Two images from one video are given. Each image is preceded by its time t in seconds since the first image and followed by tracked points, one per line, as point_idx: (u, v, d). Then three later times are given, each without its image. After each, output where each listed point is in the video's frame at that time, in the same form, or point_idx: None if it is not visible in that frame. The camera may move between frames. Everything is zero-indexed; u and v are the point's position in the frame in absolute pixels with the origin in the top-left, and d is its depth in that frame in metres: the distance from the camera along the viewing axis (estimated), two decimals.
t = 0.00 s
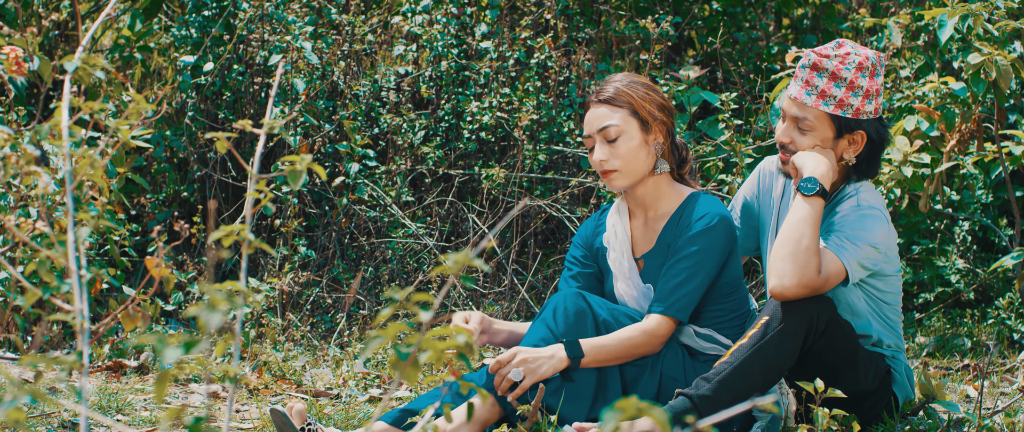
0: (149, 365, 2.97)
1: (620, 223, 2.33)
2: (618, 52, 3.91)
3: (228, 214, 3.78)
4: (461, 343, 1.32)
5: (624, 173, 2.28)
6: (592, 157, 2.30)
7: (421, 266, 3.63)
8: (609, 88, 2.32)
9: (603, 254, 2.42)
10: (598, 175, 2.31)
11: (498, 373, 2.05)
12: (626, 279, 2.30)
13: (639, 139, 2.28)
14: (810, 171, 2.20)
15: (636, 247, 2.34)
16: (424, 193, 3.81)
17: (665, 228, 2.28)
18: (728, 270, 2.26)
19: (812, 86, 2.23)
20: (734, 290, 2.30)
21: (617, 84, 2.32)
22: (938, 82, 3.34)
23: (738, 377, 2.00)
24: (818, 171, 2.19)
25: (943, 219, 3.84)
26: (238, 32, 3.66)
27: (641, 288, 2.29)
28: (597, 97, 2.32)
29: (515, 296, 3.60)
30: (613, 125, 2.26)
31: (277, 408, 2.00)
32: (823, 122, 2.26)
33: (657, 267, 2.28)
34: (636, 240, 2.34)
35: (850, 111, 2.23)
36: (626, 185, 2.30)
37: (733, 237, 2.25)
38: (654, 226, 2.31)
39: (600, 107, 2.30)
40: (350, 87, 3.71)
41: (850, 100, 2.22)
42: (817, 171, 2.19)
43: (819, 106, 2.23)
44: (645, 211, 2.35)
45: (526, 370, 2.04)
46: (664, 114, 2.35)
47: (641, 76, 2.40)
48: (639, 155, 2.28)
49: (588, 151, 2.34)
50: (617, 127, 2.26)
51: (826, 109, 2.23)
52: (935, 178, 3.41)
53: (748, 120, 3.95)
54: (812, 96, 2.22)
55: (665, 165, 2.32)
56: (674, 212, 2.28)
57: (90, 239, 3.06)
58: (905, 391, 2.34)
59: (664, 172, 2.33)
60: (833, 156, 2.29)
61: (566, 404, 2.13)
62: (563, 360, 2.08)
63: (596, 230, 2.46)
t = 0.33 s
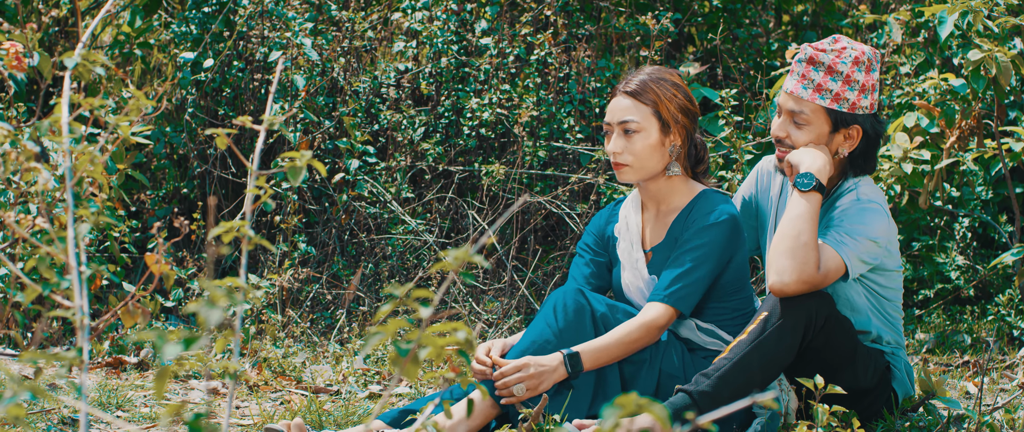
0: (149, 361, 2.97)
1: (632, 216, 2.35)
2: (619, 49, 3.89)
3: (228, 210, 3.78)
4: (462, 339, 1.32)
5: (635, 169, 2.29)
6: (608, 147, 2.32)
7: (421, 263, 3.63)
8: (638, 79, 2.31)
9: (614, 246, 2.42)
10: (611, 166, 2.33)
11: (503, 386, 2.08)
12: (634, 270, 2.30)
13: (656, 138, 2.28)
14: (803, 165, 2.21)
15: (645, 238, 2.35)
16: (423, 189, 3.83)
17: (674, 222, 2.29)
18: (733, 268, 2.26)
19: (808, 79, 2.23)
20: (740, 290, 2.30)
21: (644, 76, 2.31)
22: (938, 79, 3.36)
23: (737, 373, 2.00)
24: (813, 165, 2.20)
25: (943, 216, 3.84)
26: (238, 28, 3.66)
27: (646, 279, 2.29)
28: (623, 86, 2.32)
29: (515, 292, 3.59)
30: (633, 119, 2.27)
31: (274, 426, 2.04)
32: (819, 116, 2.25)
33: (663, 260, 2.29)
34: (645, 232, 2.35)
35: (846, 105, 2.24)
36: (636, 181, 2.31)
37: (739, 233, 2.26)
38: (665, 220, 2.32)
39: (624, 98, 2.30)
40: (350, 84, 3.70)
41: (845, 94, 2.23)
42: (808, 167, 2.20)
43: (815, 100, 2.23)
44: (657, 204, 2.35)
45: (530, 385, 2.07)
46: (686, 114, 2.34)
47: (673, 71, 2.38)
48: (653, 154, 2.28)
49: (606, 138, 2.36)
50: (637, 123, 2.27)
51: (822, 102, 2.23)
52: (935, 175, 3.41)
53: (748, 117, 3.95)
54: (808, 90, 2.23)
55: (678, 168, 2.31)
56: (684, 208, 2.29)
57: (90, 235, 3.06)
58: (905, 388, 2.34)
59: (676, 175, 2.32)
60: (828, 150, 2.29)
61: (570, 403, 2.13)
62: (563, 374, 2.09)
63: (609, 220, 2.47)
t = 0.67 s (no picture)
0: (147, 355, 2.97)
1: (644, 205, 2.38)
2: (616, 42, 3.88)
3: (225, 203, 3.79)
4: (458, 333, 1.32)
5: (647, 165, 2.30)
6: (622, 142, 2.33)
7: (418, 256, 3.63)
8: (653, 75, 2.30)
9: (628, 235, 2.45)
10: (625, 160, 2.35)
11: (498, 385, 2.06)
12: (639, 254, 2.35)
13: (669, 136, 2.28)
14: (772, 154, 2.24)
15: (656, 227, 2.37)
16: (422, 183, 3.80)
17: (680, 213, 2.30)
18: (731, 263, 2.26)
19: (779, 54, 2.31)
20: (739, 285, 2.29)
21: (660, 73, 2.30)
22: (935, 73, 3.36)
23: (738, 366, 2.01)
24: (782, 151, 2.22)
25: (940, 209, 3.85)
26: (235, 22, 3.65)
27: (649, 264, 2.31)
28: (639, 82, 2.32)
29: (512, 285, 3.60)
30: (647, 117, 2.27)
31: (269, 414, 2.05)
32: (801, 83, 2.29)
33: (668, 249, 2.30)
34: (657, 222, 2.37)
35: (822, 67, 2.29)
36: (648, 176, 2.32)
37: (742, 227, 2.26)
38: (675, 211, 2.33)
39: (638, 94, 2.30)
40: (347, 77, 3.71)
41: (819, 57, 2.29)
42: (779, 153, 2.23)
43: (792, 68, 2.29)
44: (670, 197, 2.37)
45: (524, 378, 2.05)
46: (701, 112, 2.33)
47: (692, 67, 2.36)
48: (666, 152, 2.29)
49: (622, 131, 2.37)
50: (651, 121, 2.27)
51: (799, 69, 2.28)
52: (932, 168, 3.45)
53: (746, 111, 3.95)
54: (783, 62, 2.30)
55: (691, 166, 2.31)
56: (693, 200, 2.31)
57: (88, 229, 3.06)
58: (902, 382, 2.36)
59: (689, 172, 2.32)
60: (818, 115, 2.31)
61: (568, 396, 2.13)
62: (557, 368, 2.08)
63: (625, 209, 2.49)
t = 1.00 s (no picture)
0: (134, 353, 2.96)
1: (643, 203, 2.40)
2: (604, 41, 3.89)
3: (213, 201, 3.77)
4: (447, 331, 1.32)
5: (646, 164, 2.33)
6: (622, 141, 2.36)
7: (407, 255, 3.63)
8: (654, 75, 2.31)
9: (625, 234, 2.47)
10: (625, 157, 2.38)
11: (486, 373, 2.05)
12: (637, 251, 2.36)
13: (668, 135, 2.30)
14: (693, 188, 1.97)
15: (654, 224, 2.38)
16: (409, 182, 3.82)
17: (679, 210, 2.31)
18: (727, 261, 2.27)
19: (763, 57, 2.31)
20: (737, 283, 2.30)
21: (659, 72, 2.32)
22: (923, 72, 3.38)
23: (726, 362, 2.02)
24: (699, 185, 1.97)
25: (928, 208, 3.88)
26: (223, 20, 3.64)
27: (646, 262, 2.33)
28: (638, 81, 2.34)
29: (501, 284, 3.60)
30: (646, 117, 2.29)
31: (258, 416, 2.02)
32: (783, 88, 2.30)
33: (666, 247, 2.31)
34: (655, 219, 2.38)
35: (805, 71, 2.31)
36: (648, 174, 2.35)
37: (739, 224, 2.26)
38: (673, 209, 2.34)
39: (638, 94, 2.32)
40: (335, 76, 3.70)
41: (803, 60, 2.31)
42: (700, 185, 1.97)
43: (775, 73, 2.30)
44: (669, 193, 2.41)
45: (512, 363, 2.05)
46: (701, 111, 2.34)
47: (693, 66, 2.37)
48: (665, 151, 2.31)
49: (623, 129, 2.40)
50: (651, 120, 2.29)
51: (782, 73, 2.30)
52: (920, 167, 3.47)
53: (734, 110, 3.97)
54: (766, 66, 2.31)
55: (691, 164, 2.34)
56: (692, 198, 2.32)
57: (74, 227, 3.04)
58: (891, 382, 2.37)
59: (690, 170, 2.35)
60: (801, 119, 2.32)
61: (557, 395, 2.12)
62: (544, 346, 2.09)
63: (624, 208, 2.50)
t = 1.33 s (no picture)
0: (124, 354, 2.95)
1: (625, 201, 2.40)
2: (594, 41, 3.89)
3: (203, 201, 3.76)
4: (436, 331, 1.33)
5: (628, 151, 2.33)
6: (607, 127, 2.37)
7: (396, 255, 3.63)
8: (648, 66, 2.35)
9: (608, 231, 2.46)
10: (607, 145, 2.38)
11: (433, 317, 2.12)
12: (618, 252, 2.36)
13: (651, 124, 2.31)
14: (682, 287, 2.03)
15: (635, 225, 2.38)
16: (399, 182, 3.82)
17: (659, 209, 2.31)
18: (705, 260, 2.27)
19: (771, 67, 2.30)
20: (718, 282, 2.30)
21: (654, 64, 2.36)
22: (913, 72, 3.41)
23: (713, 361, 2.02)
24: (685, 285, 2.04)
25: (918, 209, 3.91)
26: (213, 20, 3.62)
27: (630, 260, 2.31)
28: (633, 70, 2.38)
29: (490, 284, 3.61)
30: (633, 101, 2.32)
31: (250, 414, 2.07)
32: (786, 102, 2.30)
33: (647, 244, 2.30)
34: (636, 218, 2.38)
35: (810, 88, 2.30)
36: (628, 163, 2.34)
37: (718, 222, 2.26)
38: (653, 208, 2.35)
39: (630, 81, 2.36)
40: (325, 76, 3.70)
41: (810, 77, 2.30)
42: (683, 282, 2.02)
43: (781, 85, 2.29)
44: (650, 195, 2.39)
45: (454, 310, 2.08)
46: (690, 109, 2.36)
47: (690, 69, 2.42)
48: (648, 139, 2.31)
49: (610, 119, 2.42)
50: (636, 106, 2.32)
51: (788, 88, 2.29)
52: (910, 167, 3.49)
53: (724, 110, 3.99)
54: (773, 77, 2.29)
55: (673, 158, 2.32)
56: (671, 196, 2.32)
57: (63, 227, 3.03)
58: (879, 381, 2.39)
59: (671, 165, 2.33)
60: (798, 135, 2.32)
61: (545, 401, 2.15)
62: (494, 292, 2.12)
63: (606, 207, 2.49)
